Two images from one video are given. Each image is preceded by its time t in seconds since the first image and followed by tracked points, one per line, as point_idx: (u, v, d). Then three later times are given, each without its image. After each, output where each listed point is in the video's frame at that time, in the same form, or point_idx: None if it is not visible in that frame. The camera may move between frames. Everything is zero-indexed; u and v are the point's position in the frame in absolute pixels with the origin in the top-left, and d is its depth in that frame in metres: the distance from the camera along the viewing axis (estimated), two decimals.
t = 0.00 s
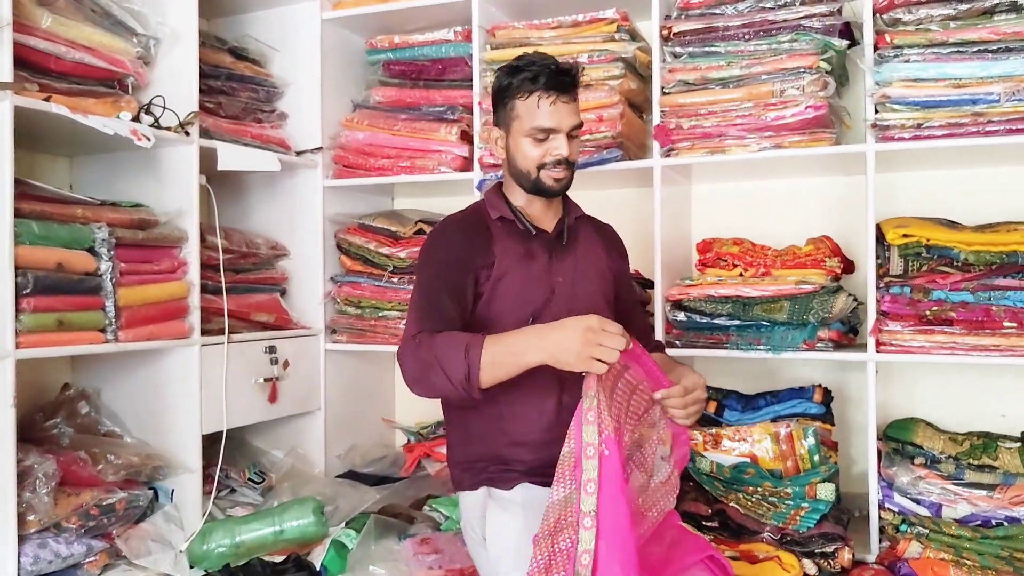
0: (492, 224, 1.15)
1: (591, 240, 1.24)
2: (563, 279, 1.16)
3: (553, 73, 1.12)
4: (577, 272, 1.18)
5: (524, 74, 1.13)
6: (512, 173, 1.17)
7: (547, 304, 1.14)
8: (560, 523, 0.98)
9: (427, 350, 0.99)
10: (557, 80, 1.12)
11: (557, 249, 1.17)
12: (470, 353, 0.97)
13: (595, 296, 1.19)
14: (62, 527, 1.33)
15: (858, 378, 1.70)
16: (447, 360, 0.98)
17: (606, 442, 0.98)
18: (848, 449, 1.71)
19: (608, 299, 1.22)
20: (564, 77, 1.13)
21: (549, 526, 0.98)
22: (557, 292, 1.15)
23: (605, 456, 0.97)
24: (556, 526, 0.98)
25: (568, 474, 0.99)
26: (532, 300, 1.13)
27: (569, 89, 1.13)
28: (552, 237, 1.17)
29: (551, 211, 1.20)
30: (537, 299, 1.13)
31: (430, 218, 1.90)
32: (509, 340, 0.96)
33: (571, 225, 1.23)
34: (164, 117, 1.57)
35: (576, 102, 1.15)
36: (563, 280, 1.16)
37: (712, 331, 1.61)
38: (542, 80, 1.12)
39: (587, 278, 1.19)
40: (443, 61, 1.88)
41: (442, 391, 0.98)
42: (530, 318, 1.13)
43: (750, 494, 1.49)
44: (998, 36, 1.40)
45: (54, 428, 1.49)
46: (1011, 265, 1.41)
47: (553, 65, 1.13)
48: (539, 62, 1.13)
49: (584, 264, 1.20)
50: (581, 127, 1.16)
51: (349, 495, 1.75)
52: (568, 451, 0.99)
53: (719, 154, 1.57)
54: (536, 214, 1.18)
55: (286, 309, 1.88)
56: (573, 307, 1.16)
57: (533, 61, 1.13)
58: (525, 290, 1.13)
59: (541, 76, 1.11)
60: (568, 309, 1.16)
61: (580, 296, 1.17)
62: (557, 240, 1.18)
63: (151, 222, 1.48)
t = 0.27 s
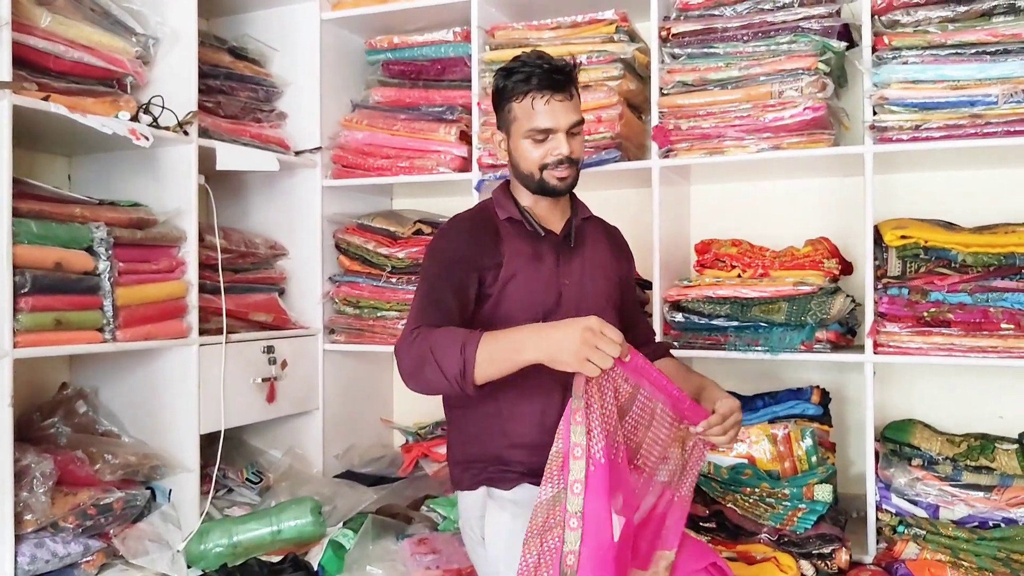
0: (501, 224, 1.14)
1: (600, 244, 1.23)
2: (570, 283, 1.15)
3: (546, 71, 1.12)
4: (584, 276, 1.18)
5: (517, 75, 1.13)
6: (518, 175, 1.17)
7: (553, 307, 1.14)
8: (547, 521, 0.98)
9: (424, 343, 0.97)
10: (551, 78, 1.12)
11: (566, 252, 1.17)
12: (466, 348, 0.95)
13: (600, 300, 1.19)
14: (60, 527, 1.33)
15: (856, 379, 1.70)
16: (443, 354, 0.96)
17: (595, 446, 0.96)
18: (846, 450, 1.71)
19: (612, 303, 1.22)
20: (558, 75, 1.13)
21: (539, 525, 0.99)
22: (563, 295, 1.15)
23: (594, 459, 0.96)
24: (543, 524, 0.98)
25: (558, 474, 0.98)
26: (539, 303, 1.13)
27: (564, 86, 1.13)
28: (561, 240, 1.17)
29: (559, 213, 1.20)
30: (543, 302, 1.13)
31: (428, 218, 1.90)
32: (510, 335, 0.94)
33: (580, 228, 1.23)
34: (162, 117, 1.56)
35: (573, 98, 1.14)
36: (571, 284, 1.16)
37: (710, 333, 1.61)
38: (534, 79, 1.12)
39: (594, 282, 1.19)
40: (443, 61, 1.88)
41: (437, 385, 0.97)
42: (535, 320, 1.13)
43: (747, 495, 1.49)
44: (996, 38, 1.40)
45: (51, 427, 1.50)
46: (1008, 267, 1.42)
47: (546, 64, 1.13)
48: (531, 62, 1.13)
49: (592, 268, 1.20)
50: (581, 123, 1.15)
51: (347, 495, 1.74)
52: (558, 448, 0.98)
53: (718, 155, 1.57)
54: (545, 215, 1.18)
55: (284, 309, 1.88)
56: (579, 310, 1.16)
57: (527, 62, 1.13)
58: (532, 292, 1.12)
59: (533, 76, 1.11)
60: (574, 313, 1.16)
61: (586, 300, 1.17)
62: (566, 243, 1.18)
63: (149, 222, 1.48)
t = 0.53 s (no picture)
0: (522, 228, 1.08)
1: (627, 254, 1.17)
2: (592, 295, 1.09)
3: (547, 80, 1.05)
4: (609, 287, 1.11)
5: (518, 88, 1.07)
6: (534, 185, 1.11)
7: (572, 320, 1.08)
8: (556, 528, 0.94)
9: (434, 341, 0.90)
10: (552, 86, 1.05)
11: (590, 262, 1.11)
12: (478, 351, 0.87)
13: (620, 316, 1.13)
14: (61, 529, 1.33)
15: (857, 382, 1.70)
16: (454, 356, 0.88)
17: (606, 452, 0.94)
18: (848, 453, 1.71)
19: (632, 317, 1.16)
20: (562, 81, 1.05)
21: (547, 532, 0.95)
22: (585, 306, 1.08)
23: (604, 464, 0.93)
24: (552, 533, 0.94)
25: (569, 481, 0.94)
26: (556, 316, 1.07)
27: (569, 91, 1.05)
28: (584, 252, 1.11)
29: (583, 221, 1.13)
30: (562, 313, 1.07)
31: (429, 220, 1.90)
32: (528, 345, 0.87)
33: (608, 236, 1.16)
34: (163, 119, 1.57)
35: (584, 102, 1.06)
36: (594, 296, 1.09)
37: (712, 335, 1.61)
38: (536, 89, 1.05)
39: (619, 294, 1.12)
40: (444, 64, 1.89)
41: (442, 388, 0.90)
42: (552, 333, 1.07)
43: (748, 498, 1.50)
44: (996, 41, 1.40)
45: (53, 429, 1.50)
46: (1009, 269, 1.41)
47: (547, 72, 1.06)
48: (532, 72, 1.06)
49: (618, 279, 1.13)
50: (593, 128, 1.07)
51: (348, 497, 1.75)
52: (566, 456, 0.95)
53: (719, 158, 1.57)
54: (569, 222, 1.11)
55: (286, 311, 1.88)
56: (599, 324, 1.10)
57: (527, 72, 1.07)
58: (550, 302, 1.06)
59: (533, 86, 1.05)
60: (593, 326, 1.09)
61: (608, 313, 1.11)
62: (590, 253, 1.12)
63: (151, 224, 1.49)
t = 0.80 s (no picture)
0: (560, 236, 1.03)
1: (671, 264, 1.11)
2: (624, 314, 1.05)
3: (611, 83, 0.97)
4: (643, 304, 1.07)
5: (579, 85, 0.98)
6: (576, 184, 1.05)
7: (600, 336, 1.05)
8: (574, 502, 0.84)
9: (469, 345, 0.83)
10: (614, 92, 0.97)
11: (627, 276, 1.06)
12: (515, 359, 0.79)
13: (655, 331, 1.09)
14: (70, 527, 1.34)
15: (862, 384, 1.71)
16: (487, 365, 0.81)
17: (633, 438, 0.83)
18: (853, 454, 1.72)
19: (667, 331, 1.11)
20: (626, 85, 0.97)
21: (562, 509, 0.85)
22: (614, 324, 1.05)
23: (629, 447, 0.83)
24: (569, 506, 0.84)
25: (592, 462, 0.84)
26: (587, 329, 1.04)
27: (630, 100, 0.97)
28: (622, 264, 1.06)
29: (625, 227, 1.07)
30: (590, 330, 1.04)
31: (435, 222, 1.91)
32: (575, 353, 0.78)
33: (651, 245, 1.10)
34: (172, 121, 1.58)
35: (644, 110, 0.99)
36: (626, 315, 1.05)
37: (717, 337, 1.62)
38: (598, 93, 0.97)
39: (653, 311, 1.08)
40: (449, 68, 1.89)
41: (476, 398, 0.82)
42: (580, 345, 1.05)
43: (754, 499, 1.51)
44: (999, 44, 1.41)
45: (62, 429, 1.51)
46: (1012, 271, 1.42)
47: (613, 75, 0.97)
48: (596, 71, 0.98)
49: (654, 295, 1.08)
50: (651, 136, 1.00)
51: (354, 498, 1.75)
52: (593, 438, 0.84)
53: (723, 160, 1.58)
54: (607, 232, 1.06)
55: (293, 313, 1.89)
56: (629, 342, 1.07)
57: (588, 70, 0.99)
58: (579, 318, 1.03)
59: (595, 91, 0.97)
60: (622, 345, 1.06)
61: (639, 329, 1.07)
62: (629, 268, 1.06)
63: (159, 226, 1.50)
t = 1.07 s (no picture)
0: (558, 189, 1.01)
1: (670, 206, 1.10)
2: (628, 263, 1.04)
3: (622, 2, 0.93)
4: (646, 252, 1.06)
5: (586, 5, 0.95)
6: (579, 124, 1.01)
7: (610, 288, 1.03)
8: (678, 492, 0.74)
9: (490, 314, 0.75)
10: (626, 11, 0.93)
11: (628, 223, 1.05)
12: (548, 320, 0.72)
13: (663, 281, 1.08)
14: (74, 531, 1.34)
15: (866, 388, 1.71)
16: (514, 329, 0.73)
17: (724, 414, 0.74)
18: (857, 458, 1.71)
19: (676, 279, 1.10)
20: (638, 8, 0.94)
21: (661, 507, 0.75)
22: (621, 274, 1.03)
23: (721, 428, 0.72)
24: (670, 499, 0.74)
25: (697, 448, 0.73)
26: (595, 284, 1.02)
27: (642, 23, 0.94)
28: (624, 212, 1.05)
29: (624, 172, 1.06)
30: (598, 282, 1.02)
31: (438, 226, 1.91)
32: (609, 302, 0.71)
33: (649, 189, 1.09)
34: (176, 125, 1.58)
35: (656, 39, 0.95)
36: (630, 263, 1.04)
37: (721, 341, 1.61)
38: (608, 11, 0.93)
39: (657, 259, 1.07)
40: (452, 72, 1.89)
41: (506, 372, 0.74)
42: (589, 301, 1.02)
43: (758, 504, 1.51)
44: (1003, 48, 1.41)
45: (65, 433, 1.51)
46: (1016, 275, 1.42)
47: None
48: None
49: (657, 242, 1.07)
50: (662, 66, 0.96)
51: (357, 502, 1.75)
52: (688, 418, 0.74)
53: (726, 164, 1.58)
54: (606, 177, 1.05)
55: (295, 316, 1.89)
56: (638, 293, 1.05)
57: None
58: (587, 271, 1.01)
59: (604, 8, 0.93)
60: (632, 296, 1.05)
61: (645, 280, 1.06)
62: (630, 214, 1.05)
63: (163, 230, 1.50)
